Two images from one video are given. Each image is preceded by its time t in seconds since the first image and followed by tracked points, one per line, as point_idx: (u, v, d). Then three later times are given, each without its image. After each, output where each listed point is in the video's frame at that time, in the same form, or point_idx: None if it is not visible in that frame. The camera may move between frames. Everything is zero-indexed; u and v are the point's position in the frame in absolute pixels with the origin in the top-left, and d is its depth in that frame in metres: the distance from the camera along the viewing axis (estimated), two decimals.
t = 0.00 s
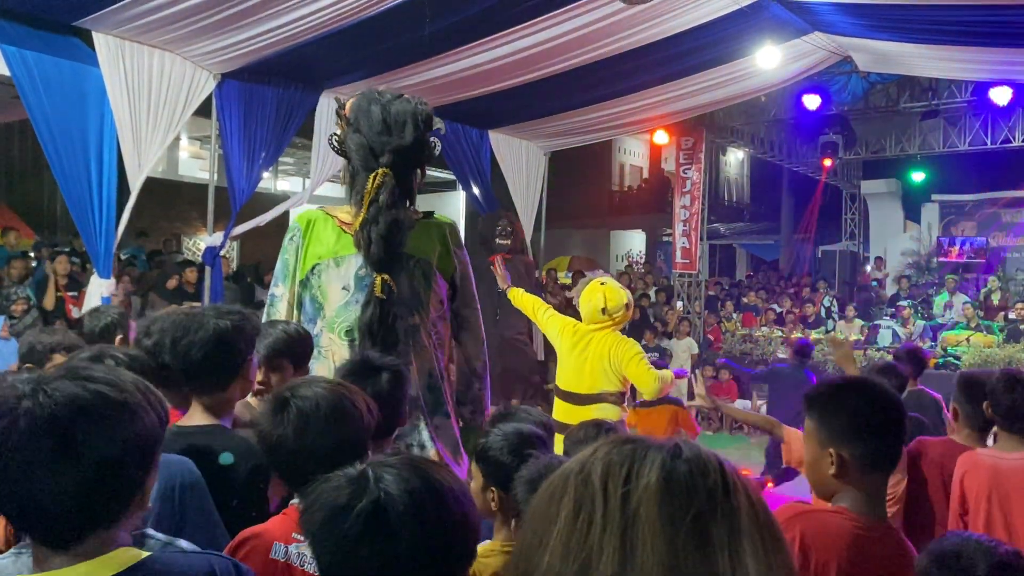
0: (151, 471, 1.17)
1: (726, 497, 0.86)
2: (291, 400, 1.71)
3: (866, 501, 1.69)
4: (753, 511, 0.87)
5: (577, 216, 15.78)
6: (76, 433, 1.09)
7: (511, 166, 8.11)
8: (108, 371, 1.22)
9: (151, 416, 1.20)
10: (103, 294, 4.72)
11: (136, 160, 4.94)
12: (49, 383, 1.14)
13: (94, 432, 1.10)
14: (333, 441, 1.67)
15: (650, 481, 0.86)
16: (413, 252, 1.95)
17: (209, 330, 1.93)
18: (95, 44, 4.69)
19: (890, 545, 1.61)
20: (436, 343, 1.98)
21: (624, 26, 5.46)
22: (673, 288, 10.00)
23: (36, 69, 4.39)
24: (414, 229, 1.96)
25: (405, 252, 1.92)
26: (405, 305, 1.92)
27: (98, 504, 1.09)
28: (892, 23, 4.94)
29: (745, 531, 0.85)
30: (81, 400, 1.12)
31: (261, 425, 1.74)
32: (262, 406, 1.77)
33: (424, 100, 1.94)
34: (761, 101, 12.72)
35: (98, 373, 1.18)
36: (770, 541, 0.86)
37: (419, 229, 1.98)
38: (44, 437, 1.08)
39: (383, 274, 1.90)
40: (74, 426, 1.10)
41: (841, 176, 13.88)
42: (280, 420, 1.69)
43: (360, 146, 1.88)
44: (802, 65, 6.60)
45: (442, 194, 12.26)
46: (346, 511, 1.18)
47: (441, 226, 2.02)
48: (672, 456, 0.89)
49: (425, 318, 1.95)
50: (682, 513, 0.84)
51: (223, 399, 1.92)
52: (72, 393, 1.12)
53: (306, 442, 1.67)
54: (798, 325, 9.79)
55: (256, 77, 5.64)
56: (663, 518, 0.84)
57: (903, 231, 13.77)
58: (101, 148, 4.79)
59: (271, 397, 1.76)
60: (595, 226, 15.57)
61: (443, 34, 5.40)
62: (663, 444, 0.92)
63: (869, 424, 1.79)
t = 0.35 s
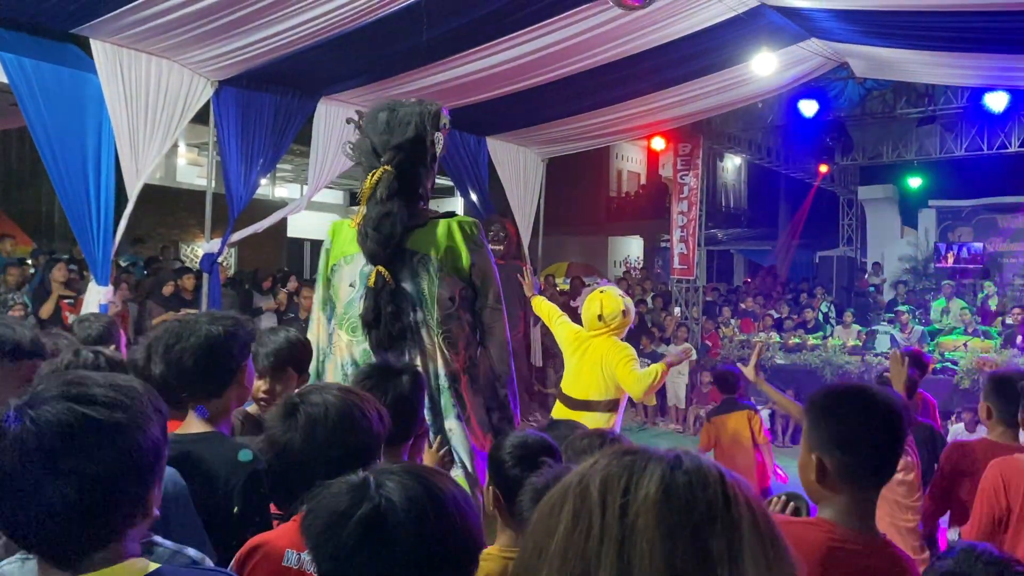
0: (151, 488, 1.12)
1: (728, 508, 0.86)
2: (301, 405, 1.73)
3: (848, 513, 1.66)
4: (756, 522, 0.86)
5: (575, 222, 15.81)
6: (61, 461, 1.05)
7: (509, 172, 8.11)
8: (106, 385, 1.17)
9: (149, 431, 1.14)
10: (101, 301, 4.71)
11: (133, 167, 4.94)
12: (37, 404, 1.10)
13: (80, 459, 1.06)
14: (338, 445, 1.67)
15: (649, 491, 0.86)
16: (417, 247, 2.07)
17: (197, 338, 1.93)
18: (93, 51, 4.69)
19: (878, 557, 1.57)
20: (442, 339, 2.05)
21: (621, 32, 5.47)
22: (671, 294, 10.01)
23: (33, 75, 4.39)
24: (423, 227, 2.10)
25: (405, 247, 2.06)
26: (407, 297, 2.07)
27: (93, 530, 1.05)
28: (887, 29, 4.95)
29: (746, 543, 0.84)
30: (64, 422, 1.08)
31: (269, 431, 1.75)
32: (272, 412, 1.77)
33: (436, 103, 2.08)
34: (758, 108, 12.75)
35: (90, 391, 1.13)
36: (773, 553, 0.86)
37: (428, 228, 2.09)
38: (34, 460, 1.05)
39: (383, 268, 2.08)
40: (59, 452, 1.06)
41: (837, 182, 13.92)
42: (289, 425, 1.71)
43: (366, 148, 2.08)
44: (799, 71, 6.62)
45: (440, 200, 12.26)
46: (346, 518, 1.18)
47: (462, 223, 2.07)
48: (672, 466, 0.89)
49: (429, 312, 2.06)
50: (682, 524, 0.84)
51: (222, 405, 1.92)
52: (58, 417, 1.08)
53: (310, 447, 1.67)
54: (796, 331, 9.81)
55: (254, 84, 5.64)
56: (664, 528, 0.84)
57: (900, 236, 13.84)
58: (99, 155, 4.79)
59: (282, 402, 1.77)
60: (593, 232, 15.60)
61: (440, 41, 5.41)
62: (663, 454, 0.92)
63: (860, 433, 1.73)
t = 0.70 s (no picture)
0: (173, 488, 1.23)
1: (722, 516, 0.85)
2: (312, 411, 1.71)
3: (796, 518, 1.69)
4: (752, 530, 0.86)
5: (570, 228, 15.83)
6: (89, 459, 1.17)
7: (505, 178, 8.12)
8: (135, 389, 1.28)
9: (174, 436, 1.26)
10: (96, 308, 4.71)
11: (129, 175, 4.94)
12: (70, 404, 1.23)
13: (106, 458, 1.17)
14: (351, 449, 1.67)
15: (643, 498, 0.86)
16: (456, 253, 2.07)
17: (196, 338, 1.93)
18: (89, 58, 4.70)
19: (838, 558, 1.60)
20: (471, 348, 2.04)
21: (616, 38, 5.49)
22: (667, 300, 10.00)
23: (29, 83, 4.40)
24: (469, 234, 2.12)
25: (444, 251, 2.07)
26: (436, 301, 2.06)
27: (113, 523, 1.16)
28: (880, 35, 4.98)
29: (741, 550, 0.83)
30: (91, 423, 1.19)
31: (279, 438, 1.74)
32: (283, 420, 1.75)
33: (499, 119, 2.15)
34: (753, 113, 12.78)
35: (120, 394, 1.25)
36: (770, 560, 0.85)
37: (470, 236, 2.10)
38: (61, 458, 1.17)
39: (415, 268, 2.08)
40: (86, 451, 1.17)
41: (833, 187, 13.96)
42: (304, 434, 1.69)
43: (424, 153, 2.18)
44: (794, 77, 6.63)
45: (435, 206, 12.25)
46: (340, 524, 1.17)
47: (509, 236, 2.07)
48: (665, 474, 0.89)
49: (460, 319, 2.04)
50: (675, 531, 0.84)
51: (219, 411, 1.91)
52: (86, 415, 1.20)
53: (313, 451, 1.67)
54: (792, 335, 9.81)
55: (250, 91, 5.64)
56: (656, 536, 0.84)
57: (896, 241, 13.86)
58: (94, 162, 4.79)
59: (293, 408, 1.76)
60: (589, 237, 15.61)
61: (435, 47, 5.41)
62: (660, 461, 0.92)
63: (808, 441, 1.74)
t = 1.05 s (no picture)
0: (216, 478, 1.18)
1: (713, 518, 0.85)
2: (329, 422, 1.71)
3: (809, 523, 1.81)
4: (744, 531, 0.85)
5: (564, 233, 15.86)
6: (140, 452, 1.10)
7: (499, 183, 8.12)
8: (171, 375, 1.22)
9: (215, 423, 1.20)
10: (89, 315, 4.68)
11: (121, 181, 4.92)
12: (113, 393, 1.15)
13: (159, 449, 1.11)
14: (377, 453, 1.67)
15: (635, 502, 0.86)
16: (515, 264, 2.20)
17: (191, 345, 1.92)
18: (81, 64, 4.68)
19: (849, 559, 1.72)
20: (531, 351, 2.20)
21: (611, 43, 5.49)
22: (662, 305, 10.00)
23: (20, 88, 4.38)
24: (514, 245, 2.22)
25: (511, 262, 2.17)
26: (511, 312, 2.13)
27: (166, 519, 1.11)
28: (874, 40, 4.99)
29: (732, 553, 0.83)
30: (137, 411, 1.12)
31: (302, 444, 1.74)
32: (301, 430, 1.75)
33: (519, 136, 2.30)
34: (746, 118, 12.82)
35: (160, 383, 1.18)
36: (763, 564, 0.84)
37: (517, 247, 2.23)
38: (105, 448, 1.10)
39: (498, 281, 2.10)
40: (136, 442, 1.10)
41: (826, 192, 14.00)
42: (328, 442, 1.69)
43: (477, 164, 2.16)
44: (787, 81, 6.65)
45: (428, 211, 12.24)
46: (328, 531, 1.17)
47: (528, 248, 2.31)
48: (657, 476, 0.88)
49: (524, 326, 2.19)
50: (666, 535, 0.84)
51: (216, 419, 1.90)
52: (132, 404, 1.13)
53: (319, 463, 1.68)
54: (786, 340, 9.83)
55: (243, 96, 5.62)
56: (649, 542, 0.83)
57: (888, 245, 13.90)
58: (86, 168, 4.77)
59: (311, 415, 1.75)
60: (583, 242, 15.63)
61: (429, 53, 5.41)
62: (655, 462, 0.92)
63: (822, 452, 1.87)
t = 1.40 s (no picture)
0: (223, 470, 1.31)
1: (687, 515, 0.85)
2: (345, 423, 1.69)
3: (817, 519, 1.87)
4: (720, 529, 0.85)
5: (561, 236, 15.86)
6: (154, 441, 1.24)
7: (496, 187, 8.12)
8: (176, 377, 1.38)
9: (222, 418, 1.35)
10: (86, 321, 4.67)
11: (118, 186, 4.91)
12: (131, 390, 1.30)
13: (170, 440, 1.25)
14: (389, 457, 1.66)
15: (609, 500, 0.86)
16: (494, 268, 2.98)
17: (168, 349, 1.94)
18: (77, 69, 4.68)
19: (856, 548, 1.76)
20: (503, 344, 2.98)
21: (606, 47, 5.51)
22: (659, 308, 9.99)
23: (16, 93, 4.37)
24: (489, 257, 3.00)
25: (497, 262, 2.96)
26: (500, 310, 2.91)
27: (176, 505, 1.24)
28: (869, 42, 5.00)
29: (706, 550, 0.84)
30: (152, 406, 1.27)
31: (315, 443, 1.72)
32: (315, 429, 1.73)
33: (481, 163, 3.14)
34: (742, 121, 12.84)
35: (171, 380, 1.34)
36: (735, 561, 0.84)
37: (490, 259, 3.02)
38: (124, 439, 1.23)
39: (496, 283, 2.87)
40: (148, 434, 1.24)
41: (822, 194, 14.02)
42: (340, 443, 1.66)
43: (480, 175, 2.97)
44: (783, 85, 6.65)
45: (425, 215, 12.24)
46: (311, 538, 1.16)
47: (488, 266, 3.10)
48: (633, 472, 0.88)
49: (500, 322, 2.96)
50: (639, 531, 0.84)
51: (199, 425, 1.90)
52: (145, 398, 1.28)
53: (325, 464, 1.67)
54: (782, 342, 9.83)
55: (239, 101, 5.63)
56: (620, 542, 0.84)
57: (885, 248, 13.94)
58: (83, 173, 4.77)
59: (328, 415, 1.74)
60: (580, 245, 15.63)
61: (425, 57, 5.42)
62: (631, 458, 0.92)
63: (821, 452, 1.89)
